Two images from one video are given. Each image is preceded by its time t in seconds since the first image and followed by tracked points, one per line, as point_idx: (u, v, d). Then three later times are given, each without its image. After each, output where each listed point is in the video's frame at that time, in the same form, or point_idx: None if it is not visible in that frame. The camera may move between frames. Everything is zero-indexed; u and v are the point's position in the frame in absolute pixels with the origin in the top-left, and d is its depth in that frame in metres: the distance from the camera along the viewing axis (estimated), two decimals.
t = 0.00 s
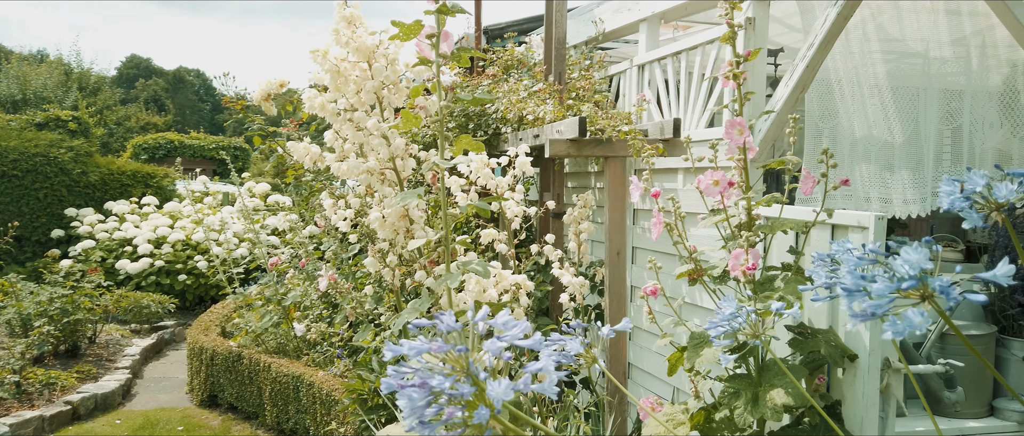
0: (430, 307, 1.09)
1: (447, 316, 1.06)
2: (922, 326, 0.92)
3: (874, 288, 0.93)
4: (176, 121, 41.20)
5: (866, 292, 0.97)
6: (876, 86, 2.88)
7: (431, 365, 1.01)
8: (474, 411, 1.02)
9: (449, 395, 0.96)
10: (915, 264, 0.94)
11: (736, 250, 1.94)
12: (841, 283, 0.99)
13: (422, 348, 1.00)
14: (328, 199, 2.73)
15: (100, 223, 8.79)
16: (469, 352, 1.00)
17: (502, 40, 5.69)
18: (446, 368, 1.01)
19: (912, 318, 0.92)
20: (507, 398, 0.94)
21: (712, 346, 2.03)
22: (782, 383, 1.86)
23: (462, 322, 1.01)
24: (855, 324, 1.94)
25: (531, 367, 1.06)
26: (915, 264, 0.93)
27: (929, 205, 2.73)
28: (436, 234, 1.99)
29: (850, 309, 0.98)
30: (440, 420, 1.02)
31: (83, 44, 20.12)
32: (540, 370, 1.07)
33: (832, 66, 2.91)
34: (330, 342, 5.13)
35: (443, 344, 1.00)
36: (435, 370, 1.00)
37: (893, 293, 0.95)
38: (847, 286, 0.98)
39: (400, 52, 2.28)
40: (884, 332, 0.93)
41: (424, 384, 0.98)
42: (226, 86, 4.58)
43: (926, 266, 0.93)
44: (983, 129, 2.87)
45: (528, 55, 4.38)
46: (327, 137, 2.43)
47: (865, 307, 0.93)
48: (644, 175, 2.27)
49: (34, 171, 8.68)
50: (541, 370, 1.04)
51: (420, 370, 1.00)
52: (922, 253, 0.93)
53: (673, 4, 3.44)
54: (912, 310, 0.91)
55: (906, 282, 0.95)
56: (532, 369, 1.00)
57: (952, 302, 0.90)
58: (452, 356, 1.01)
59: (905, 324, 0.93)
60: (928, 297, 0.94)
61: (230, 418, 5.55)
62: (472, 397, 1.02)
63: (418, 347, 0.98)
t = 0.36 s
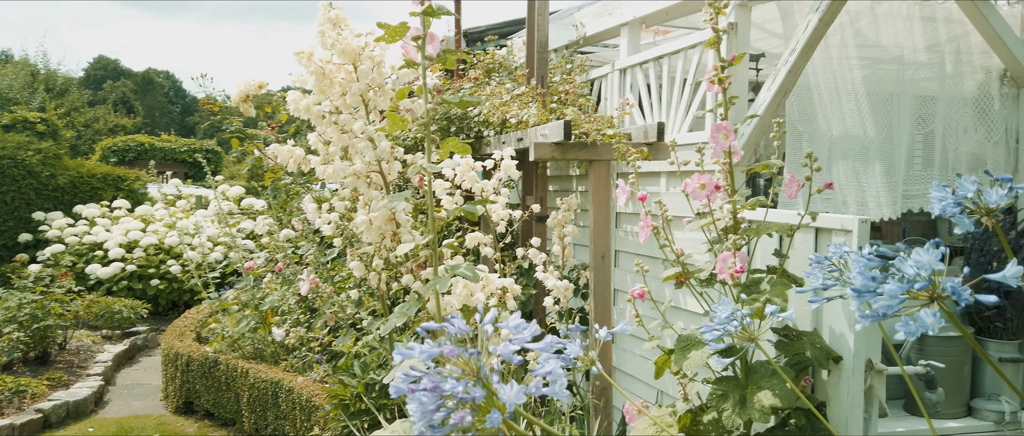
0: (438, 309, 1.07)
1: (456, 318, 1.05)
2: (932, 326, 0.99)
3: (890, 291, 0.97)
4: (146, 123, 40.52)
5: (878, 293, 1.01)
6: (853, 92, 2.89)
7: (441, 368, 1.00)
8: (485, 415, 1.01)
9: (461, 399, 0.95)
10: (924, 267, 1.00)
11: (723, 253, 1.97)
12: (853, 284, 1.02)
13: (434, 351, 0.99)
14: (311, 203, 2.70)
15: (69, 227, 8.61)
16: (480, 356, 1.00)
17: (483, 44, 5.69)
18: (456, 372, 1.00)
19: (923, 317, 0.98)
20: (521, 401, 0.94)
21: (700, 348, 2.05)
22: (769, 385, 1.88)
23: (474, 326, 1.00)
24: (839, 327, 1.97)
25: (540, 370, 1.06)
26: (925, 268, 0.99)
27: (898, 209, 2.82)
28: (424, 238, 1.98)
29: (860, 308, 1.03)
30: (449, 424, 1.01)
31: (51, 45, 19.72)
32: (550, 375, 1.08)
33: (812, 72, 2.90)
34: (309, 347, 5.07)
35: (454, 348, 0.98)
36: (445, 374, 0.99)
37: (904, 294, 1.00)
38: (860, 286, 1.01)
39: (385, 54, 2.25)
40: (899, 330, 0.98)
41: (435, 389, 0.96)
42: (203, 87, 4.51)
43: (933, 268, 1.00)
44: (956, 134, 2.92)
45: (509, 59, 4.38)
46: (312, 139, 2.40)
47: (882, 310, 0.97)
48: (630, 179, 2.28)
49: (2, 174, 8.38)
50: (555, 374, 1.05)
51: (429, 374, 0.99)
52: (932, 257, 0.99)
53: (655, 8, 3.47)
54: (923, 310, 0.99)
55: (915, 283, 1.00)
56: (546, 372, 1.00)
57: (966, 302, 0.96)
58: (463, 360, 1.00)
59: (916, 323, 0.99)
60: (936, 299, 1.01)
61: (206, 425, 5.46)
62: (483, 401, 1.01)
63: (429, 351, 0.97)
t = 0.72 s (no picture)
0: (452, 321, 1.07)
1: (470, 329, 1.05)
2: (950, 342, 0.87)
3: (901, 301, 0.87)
4: (110, 123, 39.66)
5: (889, 306, 0.91)
6: (829, 96, 2.93)
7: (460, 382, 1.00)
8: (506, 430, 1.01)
9: (482, 414, 0.95)
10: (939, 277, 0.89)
11: (711, 257, 2.01)
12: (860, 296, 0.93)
13: (451, 366, 0.99)
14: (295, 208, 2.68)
15: (35, 230, 8.41)
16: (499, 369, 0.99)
17: (460, 46, 5.68)
18: (474, 386, 1.00)
19: (938, 331, 0.87)
20: (541, 415, 0.94)
21: (686, 352, 2.07)
22: (756, 388, 1.91)
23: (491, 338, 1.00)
24: (822, 329, 2.03)
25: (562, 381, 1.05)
26: (939, 278, 0.88)
27: (865, 210, 2.87)
28: (415, 244, 1.98)
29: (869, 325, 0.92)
30: None
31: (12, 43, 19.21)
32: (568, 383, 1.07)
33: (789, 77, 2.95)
34: (286, 351, 5.01)
35: (471, 362, 0.99)
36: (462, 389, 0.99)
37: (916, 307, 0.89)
38: (868, 298, 0.92)
39: (372, 59, 2.24)
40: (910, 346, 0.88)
41: (455, 404, 0.96)
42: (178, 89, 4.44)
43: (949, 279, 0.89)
44: (930, 139, 2.97)
45: (489, 62, 4.39)
46: (297, 144, 2.39)
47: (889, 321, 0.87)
48: (616, 183, 2.30)
49: None
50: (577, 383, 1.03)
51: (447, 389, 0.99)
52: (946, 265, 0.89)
53: (636, 14, 3.49)
54: (938, 323, 0.86)
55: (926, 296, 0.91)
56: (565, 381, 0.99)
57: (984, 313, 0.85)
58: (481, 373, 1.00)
59: (930, 338, 0.88)
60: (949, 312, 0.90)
61: (179, 431, 5.37)
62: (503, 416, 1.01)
63: (448, 365, 0.98)
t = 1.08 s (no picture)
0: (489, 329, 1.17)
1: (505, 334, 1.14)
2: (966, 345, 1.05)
3: (922, 312, 1.05)
4: (86, 122, 39.07)
5: (908, 315, 1.10)
6: (818, 99, 3.00)
7: (496, 386, 1.08)
8: (540, 431, 1.09)
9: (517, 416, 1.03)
10: (954, 287, 1.07)
11: (709, 261, 2.03)
12: (882, 306, 1.12)
13: (489, 370, 1.07)
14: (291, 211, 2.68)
15: (13, 232, 8.29)
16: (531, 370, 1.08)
17: (448, 48, 5.66)
18: (507, 389, 1.08)
19: (957, 338, 1.05)
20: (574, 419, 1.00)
21: (683, 354, 2.11)
22: (753, 389, 1.94)
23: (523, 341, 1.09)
24: (816, 331, 2.11)
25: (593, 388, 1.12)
26: (956, 288, 1.07)
27: (857, 213, 2.92)
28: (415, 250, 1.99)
29: (889, 330, 1.11)
30: None
31: None
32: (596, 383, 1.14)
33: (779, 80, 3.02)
34: (273, 354, 4.98)
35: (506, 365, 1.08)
36: (495, 392, 1.07)
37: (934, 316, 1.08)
38: (888, 308, 1.11)
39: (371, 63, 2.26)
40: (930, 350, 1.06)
41: (492, 407, 1.05)
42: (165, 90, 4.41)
43: (964, 290, 1.07)
44: (918, 142, 3.02)
45: (479, 64, 4.39)
46: (295, 147, 2.40)
47: (913, 329, 1.05)
48: (613, 187, 2.33)
49: None
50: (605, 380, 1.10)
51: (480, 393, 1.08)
52: (962, 279, 1.07)
53: (627, 18, 3.52)
54: (958, 331, 1.05)
55: (945, 305, 1.09)
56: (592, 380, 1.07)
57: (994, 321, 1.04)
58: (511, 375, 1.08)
59: (949, 344, 1.06)
60: (964, 319, 1.08)
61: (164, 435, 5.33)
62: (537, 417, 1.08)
63: (485, 370, 1.06)
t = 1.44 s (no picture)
0: (522, 340, 1.23)
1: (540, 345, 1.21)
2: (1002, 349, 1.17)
3: (966, 318, 1.14)
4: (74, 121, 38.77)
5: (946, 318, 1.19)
6: (822, 102, 3.01)
7: (535, 397, 1.14)
8: None
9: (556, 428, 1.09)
10: (996, 295, 1.19)
11: (716, 264, 2.01)
12: (920, 309, 1.19)
13: (528, 382, 1.13)
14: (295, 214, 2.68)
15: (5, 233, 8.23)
16: (569, 382, 1.15)
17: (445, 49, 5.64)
18: (545, 400, 1.15)
19: (997, 343, 1.16)
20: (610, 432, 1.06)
21: (690, 356, 2.12)
22: (760, 391, 1.96)
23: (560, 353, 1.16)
24: (822, 334, 2.16)
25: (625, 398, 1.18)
26: (997, 296, 1.18)
27: (871, 215, 2.95)
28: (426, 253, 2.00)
29: (927, 333, 1.18)
30: None
31: None
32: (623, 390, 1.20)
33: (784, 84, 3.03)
34: (271, 355, 4.96)
35: (543, 377, 1.15)
36: (531, 403, 1.14)
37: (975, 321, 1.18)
38: (927, 311, 1.19)
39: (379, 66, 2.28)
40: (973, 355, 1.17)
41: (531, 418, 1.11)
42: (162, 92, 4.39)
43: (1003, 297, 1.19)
44: (921, 144, 3.04)
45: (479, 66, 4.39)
46: (302, 149, 2.41)
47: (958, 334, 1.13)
48: (620, 190, 2.35)
49: None
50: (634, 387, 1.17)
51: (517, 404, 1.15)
52: (1001, 286, 1.18)
53: (628, 20, 3.53)
54: (999, 337, 1.16)
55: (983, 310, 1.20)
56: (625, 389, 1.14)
57: None
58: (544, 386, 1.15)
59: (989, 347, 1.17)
60: (998, 324, 1.19)
61: None
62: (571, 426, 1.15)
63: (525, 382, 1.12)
